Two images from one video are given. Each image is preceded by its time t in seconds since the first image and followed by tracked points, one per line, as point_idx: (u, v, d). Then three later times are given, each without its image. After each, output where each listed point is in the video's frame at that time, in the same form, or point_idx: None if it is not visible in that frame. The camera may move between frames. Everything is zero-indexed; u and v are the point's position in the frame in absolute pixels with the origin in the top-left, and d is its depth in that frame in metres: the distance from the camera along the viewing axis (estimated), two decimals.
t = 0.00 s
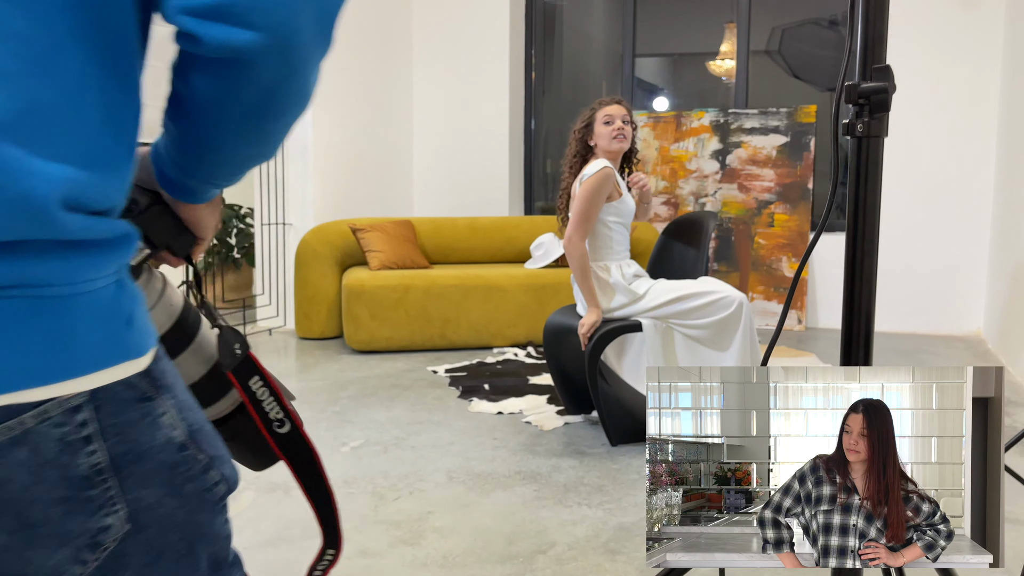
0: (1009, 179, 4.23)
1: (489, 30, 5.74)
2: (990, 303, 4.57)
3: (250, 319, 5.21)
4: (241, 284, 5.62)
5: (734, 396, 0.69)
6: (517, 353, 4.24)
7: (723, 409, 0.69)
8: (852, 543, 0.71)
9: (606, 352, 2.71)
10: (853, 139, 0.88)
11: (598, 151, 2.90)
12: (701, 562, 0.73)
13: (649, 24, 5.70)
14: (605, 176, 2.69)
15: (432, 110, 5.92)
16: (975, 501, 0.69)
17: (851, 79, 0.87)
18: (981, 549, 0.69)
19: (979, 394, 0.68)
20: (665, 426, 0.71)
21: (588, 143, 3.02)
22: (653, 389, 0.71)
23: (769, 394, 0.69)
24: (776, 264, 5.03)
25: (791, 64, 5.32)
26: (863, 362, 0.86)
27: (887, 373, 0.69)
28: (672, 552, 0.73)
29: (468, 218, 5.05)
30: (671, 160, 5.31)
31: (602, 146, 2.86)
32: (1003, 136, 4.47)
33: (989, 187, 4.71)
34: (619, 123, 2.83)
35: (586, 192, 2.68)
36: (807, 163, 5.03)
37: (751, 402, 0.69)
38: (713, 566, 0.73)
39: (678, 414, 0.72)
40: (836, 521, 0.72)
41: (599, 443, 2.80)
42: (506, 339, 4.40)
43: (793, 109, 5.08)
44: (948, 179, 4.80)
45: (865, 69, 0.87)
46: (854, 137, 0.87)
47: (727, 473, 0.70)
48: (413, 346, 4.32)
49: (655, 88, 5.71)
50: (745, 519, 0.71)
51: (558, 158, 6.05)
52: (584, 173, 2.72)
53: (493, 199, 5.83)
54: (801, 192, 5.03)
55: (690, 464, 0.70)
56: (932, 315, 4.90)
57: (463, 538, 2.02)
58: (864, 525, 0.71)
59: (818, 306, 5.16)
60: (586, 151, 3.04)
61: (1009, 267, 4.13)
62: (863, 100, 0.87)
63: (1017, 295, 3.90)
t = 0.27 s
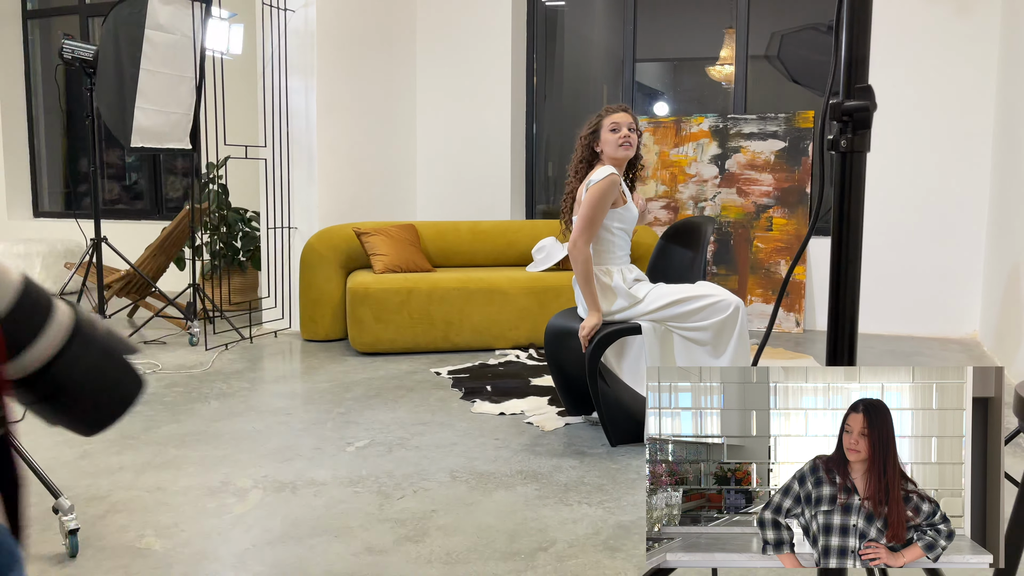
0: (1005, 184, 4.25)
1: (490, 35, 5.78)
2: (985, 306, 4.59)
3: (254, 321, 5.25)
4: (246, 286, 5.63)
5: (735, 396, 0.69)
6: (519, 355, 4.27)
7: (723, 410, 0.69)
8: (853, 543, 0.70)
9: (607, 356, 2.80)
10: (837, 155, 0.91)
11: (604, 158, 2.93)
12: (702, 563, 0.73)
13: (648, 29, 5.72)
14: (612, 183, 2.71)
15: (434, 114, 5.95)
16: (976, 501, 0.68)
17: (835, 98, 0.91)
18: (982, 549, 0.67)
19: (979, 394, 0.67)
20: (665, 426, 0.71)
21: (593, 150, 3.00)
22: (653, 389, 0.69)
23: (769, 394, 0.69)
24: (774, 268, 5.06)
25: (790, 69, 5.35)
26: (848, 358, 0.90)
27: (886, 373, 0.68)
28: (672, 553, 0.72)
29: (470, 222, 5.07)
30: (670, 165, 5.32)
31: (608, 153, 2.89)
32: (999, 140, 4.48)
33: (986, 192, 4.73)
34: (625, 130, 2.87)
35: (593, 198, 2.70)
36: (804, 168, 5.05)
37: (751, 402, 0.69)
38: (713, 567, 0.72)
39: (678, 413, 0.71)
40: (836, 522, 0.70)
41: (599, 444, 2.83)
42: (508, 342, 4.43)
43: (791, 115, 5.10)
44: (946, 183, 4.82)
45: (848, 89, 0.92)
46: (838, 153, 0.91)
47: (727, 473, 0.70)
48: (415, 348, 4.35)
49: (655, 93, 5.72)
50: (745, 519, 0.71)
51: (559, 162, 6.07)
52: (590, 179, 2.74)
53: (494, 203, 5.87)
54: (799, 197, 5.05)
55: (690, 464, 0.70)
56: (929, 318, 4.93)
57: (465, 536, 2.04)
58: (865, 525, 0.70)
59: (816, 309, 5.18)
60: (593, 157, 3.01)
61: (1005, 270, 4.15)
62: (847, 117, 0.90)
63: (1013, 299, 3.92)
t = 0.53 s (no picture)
0: (1007, 183, 4.24)
1: (495, 38, 5.81)
2: (987, 307, 4.60)
3: (263, 320, 5.29)
4: (256, 286, 5.66)
5: (735, 396, 0.70)
6: (524, 353, 4.30)
7: (722, 410, 0.71)
8: (853, 543, 0.71)
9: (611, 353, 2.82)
10: (824, 157, 0.95)
11: (615, 159, 2.94)
12: (703, 563, 0.74)
13: (653, 31, 5.72)
14: (622, 186, 2.73)
15: (439, 117, 5.98)
16: (975, 501, 0.69)
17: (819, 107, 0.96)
18: (982, 549, 0.70)
19: (979, 394, 0.68)
20: (665, 425, 0.73)
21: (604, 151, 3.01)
22: (653, 389, 0.71)
23: (769, 394, 0.70)
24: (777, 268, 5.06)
25: (794, 71, 5.36)
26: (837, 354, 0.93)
27: (886, 373, 0.69)
28: (672, 552, 0.74)
29: (477, 223, 5.10)
30: (675, 167, 5.34)
31: (619, 155, 2.91)
32: (1002, 141, 4.48)
33: (989, 193, 4.72)
34: (636, 133, 2.88)
35: (603, 200, 2.72)
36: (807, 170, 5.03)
37: (751, 402, 0.70)
38: (714, 567, 0.74)
39: (678, 414, 0.73)
40: (836, 522, 0.71)
41: (603, 439, 2.85)
42: (514, 341, 4.45)
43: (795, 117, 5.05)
44: (950, 184, 4.81)
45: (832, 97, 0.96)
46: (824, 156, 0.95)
47: (727, 473, 0.72)
48: (423, 347, 4.38)
49: (660, 94, 5.72)
50: (745, 518, 0.73)
51: (565, 163, 6.08)
52: (601, 181, 2.75)
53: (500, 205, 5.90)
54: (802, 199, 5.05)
55: (690, 464, 0.72)
56: (931, 318, 4.93)
57: (472, 527, 2.07)
58: (865, 525, 0.71)
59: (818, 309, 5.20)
60: (604, 158, 3.03)
61: (1007, 269, 4.14)
62: (830, 124, 0.95)
63: (1016, 299, 3.91)
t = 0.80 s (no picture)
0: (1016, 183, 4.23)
1: (507, 39, 5.83)
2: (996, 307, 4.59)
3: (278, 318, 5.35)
4: (271, 285, 5.72)
5: (734, 396, 0.72)
6: (534, 350, 4.33)
7: (722, 410, 0.73)
8: (853, 544, 0.72)
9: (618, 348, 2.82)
10: (809, 159, 0.94)
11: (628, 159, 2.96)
12: (703, 563, 0.75)
13: (664, 32, 5.73)
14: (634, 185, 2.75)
15: (451, 118, 6.01)
16: (974, 501, 0.71)
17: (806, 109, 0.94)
18: (982, 549, 0.71)
19: (979, 394, 0.70)
20: (665, 426, 0.74)
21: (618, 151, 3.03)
22: (653, 389, 0.73)
23: (769, 393, 0.72)
24: (786, 268, 5.04)
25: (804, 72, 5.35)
26: (822, 356, 0.91)
27: (886, 373, 0.71)
28: (672, 552, 0.75)
29: (488, 222, 5.13)
30: (684, 167, 5.34)
31: (632, 156, 2.92)
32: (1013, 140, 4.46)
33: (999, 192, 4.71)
34: (650, 134, 2.89)
35: (615, 199, 2.73)
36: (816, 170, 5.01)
37: (751, 402, 0.72)
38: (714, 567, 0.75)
39: (678, 414, 0.74)
40: (836, 522, 0.72)
41: (611, 433, 2.88)
42: (524, 338, 4.48)
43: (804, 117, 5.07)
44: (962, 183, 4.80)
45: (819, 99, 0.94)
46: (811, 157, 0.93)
47: (727, 473, 0.74)
48: (434, 344, 4.41)
49: (671, 95, 5.71)
50: (745, 518, 0.75)
51: (576, 164, 6.09)
52: (613, 180, 2.77)
53: (510, 205, 5.93)
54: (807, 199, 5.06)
55: (690, 463, 0.74)
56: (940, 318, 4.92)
57: (482, 515, 2.10)
58: (865, 525, 0.72)
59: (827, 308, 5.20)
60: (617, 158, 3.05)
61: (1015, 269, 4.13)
62: (816, 126, 0.93)
63: None
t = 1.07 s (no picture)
0: None
1: (520, 38, 5.84)
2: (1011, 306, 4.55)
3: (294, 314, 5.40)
4: (286, 282, 5.77)
5: (735, 396, 0.73)
6: (546, 347, 4.35)
7: (722, 410, 0.74)
8: (854, 544, 0.73)
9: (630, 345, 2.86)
10: (810, 156, 0.95)
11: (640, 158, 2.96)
12: (703, 563, 0.76)
13: (678, 31, 5.71)
14: (645, 183, 2.75)
15: (464, 117, 6.03)
16: (974, 501, 0.72)
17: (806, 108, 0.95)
18: (982, 549, 0.71)
19: (979, 394, 0.71)
20: (664, 425, 0.75)
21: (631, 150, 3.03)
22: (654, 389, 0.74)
23: (769, 393, 0.73)
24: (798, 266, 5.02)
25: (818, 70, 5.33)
26: (822, 355, 0.92)
27: (886, 373, 0.71)
28: (672, 552, 0.76)
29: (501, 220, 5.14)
30: (696, 166, 5.33)
31: (644, 154, 2.92)
32: None
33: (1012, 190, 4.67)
34: (662, 134, 2.89)
35: (626, 197, 2.74)
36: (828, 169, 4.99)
37: (751, 402, 0.73)
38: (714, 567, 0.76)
39: (678, 414, 0.76)
40: (837, 522, 0.74)
41: (622, 428, 2.89)
42: (536, 335, 4.49)
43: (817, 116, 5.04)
44: (978, 181, 4.76)
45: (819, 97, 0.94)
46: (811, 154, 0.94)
47: (727, 473, 0.75)
48: (447, 341, 4.43)
49: (684, 94, 5.70)
50: (745, 518, 0.76)
51: (589, 163, 6.09)
52: (625, 178, 2.78)
53: (522, 205, 5.94)
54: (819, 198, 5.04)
55: (690, 463, 0.75)
56: (953, 318, 4.89)
57: (494, 506, 2.12)
58: (865, 526, 0.73)
59: (839, 307, 5.18)
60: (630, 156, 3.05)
61: None
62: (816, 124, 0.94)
63: None
